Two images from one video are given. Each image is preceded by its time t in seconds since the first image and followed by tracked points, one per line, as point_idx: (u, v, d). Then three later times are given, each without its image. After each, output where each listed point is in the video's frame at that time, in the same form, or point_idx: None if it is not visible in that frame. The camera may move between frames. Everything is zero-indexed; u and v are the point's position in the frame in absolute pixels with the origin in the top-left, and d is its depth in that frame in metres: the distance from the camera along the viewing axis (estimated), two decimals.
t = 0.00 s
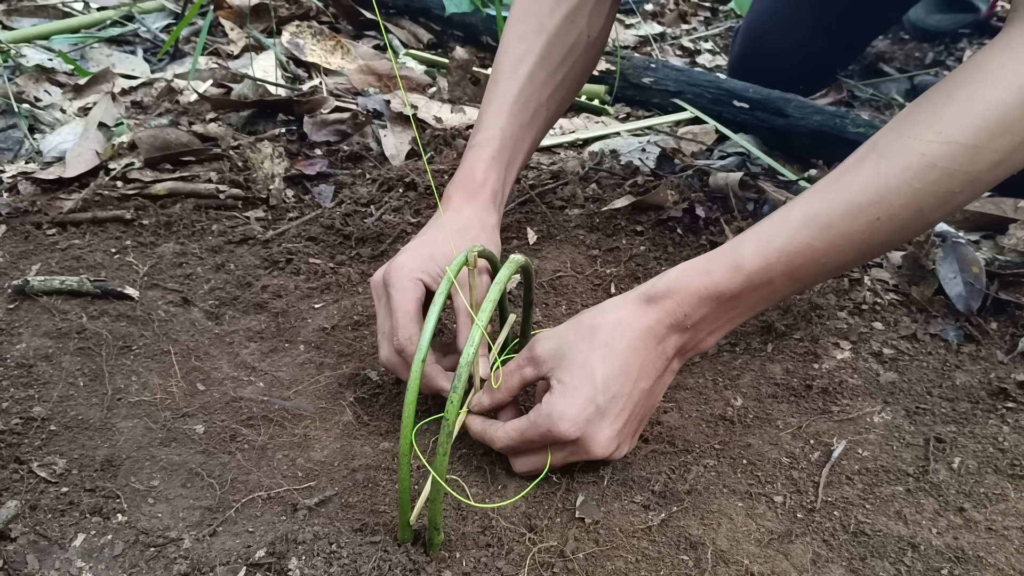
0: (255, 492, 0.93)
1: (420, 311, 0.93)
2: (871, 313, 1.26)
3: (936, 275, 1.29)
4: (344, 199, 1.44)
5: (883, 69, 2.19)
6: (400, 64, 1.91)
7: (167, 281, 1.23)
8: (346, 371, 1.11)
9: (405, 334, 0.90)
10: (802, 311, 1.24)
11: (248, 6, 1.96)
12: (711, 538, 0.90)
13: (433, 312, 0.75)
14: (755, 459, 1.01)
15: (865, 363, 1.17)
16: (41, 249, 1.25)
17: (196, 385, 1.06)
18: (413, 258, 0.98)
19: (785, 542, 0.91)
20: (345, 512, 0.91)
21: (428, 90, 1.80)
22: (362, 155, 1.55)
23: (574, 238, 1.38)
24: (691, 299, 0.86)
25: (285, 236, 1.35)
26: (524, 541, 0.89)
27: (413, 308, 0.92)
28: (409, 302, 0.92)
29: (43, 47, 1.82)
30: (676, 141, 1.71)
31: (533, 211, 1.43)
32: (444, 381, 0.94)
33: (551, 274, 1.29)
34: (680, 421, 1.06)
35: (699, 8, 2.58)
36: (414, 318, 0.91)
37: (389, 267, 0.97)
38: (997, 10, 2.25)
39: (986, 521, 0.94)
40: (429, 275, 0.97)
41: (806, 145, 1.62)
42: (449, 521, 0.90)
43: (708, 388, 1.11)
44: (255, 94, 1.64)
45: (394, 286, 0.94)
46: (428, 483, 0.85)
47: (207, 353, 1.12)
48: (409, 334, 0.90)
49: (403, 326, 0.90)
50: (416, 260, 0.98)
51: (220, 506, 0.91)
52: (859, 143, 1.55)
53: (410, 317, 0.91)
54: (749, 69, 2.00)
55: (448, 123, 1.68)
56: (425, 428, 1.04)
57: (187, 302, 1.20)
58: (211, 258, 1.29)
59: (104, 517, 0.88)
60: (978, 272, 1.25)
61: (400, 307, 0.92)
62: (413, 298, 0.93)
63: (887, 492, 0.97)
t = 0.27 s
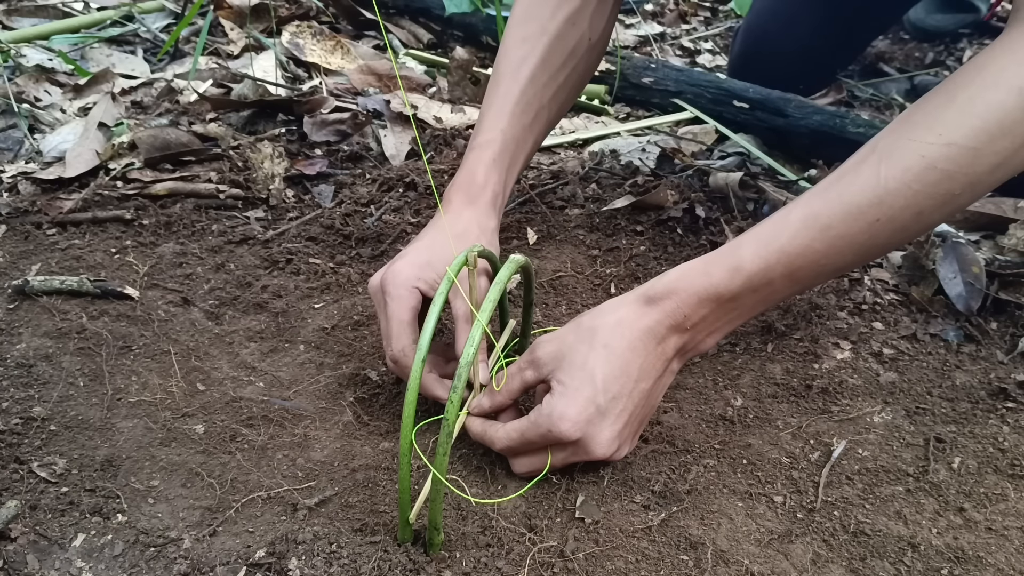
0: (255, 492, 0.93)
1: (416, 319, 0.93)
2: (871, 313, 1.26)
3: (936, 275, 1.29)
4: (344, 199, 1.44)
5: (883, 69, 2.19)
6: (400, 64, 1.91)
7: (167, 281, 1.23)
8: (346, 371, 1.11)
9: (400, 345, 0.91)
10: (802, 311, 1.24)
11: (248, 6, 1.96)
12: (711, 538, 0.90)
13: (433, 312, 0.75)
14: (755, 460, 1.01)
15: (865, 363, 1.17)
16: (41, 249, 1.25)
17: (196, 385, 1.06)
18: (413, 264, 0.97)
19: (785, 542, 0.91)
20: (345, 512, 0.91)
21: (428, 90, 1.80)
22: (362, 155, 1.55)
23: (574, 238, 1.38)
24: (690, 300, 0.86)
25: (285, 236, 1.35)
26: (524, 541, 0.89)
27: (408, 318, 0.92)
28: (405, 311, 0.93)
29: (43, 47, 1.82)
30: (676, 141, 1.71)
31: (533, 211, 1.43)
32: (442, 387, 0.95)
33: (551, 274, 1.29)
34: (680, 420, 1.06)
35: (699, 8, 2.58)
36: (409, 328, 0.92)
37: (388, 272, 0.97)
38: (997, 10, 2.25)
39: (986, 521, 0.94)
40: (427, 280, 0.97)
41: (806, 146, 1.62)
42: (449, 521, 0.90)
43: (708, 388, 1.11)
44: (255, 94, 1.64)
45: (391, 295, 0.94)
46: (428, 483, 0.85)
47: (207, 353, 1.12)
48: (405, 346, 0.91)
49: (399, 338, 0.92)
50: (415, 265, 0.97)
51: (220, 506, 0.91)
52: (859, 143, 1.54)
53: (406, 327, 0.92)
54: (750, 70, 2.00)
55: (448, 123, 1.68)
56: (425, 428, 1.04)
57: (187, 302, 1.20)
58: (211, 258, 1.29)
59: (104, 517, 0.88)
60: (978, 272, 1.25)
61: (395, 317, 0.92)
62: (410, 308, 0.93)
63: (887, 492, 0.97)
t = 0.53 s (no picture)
0: (255, 492, 0.93)
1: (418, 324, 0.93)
2: (871, 313, 1.26)
3: (936, 275, 1.29)
4: (344, 199, 1.44)
5: (883, 69, 2.19)
6: (400, 64, 1.91)
7: (168, 281, 1.23)
8: (346, 371, 1.11)
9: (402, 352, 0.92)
10: (802, 311, 1.24)
11: (248, 6, 1.96)
12: (711, 538, 0.90)
13: (433, 312, 0.75)
14: (755, 460, 1.01)
15: (865, 363, 1.17)
16: (41, 249, 1.25)
17: (196, 385, 1.06)
18: (414, 271, 0.97)
19: (785, 542, 0.91)
20: (345, 512, 0.91)
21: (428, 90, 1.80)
22: (362, 155, 1.55)
23: (574, 238, 1.38)
24: (687, 300, 0.86)
25: (285, 236, 1.35)
26: (524, 541, 0.89)
27: (410, 324, 0.92)
28: (407, 318, 0.93)
29: (43, 47, 1.82)
30: (676, 141, 1.71)
31: (533, 211, 1.43)
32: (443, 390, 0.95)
33: (551, 274, 1.29)
34: (680, 420, 1.06)
35: (699, 8, 2.58)
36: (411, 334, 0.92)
37: (389, 279, 0.97)
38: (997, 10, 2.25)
39: (986, 521, 0.94)
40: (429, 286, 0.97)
41: (806, 146, 1.62)
42: (449, 521, 0.90)
43: (708, 388, 1.11)
44: (255, 94, 1.64)
45: (393, 301, 0.94)
46: (428, 483, 0.85)
47: (207, 353, 1.12)
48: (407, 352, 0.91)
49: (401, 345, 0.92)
50: (417, 271, 0.97)
51: (220, 506, 0.91)
52: (859, 143, 1.54)
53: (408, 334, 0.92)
54: (749, 70, 2.00)
55: (448, 123, 1.68)
56: (425, 428, 1.04)
57: (187, 302, 1.20)
58: (211, 258, 1.29)
59: (103, 517, 0.88)
60: (978, 272, 1.25)
61: (396, 324, 0.92)
62: (412, 314, 0.93)
63: (887, 493, 0.97)
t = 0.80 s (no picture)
0: (255, 492, 0.93)
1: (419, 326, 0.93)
2: (871, 313, 1.26)
3: (936, 275, 1.29)
4: (344, 199, 1.44)
5: (883, 69, 2.19)
6: (400, 64, 1.91)
7: (167, 281, 1.23)
8: (346, 371, 1.11)
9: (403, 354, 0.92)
10: (802, 311, 1.24)
11: (248, 6, 1.96)
12: (711, 538, 0.90)
13: (433, 312, 0.75)
14: (755, 460, 1.01)
15: (865, 363, 1.17)
16: (41, 249, 1.25)
17: (196, 385, 1.06)
18: (414, 271, 0.97)
19: (785, 542, 0.91)
20: (345, 512, 0.91)
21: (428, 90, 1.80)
22: (362, 155, 1.55)
23: (574, 238, 1.38)
24: (686, 299, 0.86)
25: (285, 236, 1.35)
26: (524, 541, 0.89)
27: (411, 326, 0.92)
28: (408, 319, 0.93)
29: (43, 47, 1.81)
30: (676, 141, 1.71)
31: (533, 211, 1.43)
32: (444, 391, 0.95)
33: (551, 274, 1.29)
34: (680, 420, 1.06)
35: (699, 8, 2.58)
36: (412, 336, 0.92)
37: (389, 280, 0.97)
38: (997, 10, 2.25)
39: (986, 521, 0.94)
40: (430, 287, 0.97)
41: (806, 146, 1.62)
42: (449, 521, 0.90)
43: (708, 388, 1.11)
44: (255, 94, 1.64)
45: (394, 302, 0.94)
46: (428, 483, 0.85)
47: (207, 353, 1.12)
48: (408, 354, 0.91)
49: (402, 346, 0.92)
50: (417, 272, 0.97)
51: (220, 506, 0.91)
52: (859, 143, 1.54)
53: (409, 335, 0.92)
54: (750, 71, 2.01)
55: (448, 123, 1.68)
56: (424, 428, 1.04)
57: (187, 302, 1.20)
58: (211, 258, 1.29)
59: (103, 517, 0.88)
60: (978, 272, 1.25)
61: (398, 326, 0.92)
62: (413, 315, 0.93)
63: (887, 492, 0.97)
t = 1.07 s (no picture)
0: (255, 492, 0.93)
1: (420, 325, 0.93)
2: (871, 313, 1.26)
3: (936, 275, 1.29)
4: (344, 199, 1.44)
5: (883, 69, 2.19)
6: (400, 64, 1.91)
7: (168, 281, 1.23)
8: (346, 371, 1.11)
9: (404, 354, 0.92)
10: (802, 311, 1.24)
11: (248, 6, 1.96)
12: (711, 538, 0.90)
13: (433, 312, 0.75)
14: (755, 460, 1.01)
15: (865, 363, 1.17)
16: (41, 249, 1.25)
17: (196, 385, 1.06)
18: (414, 271, 0.97)
19: (785, 542, 0.91)
20: (345, 512, 0.91)
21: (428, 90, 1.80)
22: (362, 155, 1.55)
23: (574, 238, 1.38)
24: (686, 299, 0.86)
25: (285, 236, 1.35)
26: (524, 541, 0.89)
27: (411, 325, 0.92)
28: (409, 319, 0.93)
29: (43, 47, 1.82)
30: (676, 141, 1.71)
31: (533, 211, 1.43)
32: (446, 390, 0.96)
33: (551, 274, 1.29)
34: (680, 420, 1.06)
35: (699, 8, 2.58)
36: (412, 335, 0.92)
37: (389, 280, 0.97)
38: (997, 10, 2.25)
39: (986, 521, 0.94)
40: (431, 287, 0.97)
41: (806, 146, 1.62)
42: (449, 521, 0.90)
43: (708, 388, 1.11)
44: (255, 94, 1.64)
45: (394, 302, 0.94)
46: (428, 482, 0.85)
47: (207, 353, 1.12)
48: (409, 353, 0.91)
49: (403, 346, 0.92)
50: (417, 271, 0.97)
51: (220, 506, 0.91)
52: (859, 142, 1.54)
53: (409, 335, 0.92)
54: (751, 71, 2.01)
55: (448, 123, 1.68)
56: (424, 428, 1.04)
57: (187, 302, 1.20)
58: (211, 258, 1.29)
59: (103, 517, 0.88)
60: (978, 272, 1.25)
61: (398, 326, 0.92)
62: (413, 315, 0.93)
63: (887, 492, 0.97)
